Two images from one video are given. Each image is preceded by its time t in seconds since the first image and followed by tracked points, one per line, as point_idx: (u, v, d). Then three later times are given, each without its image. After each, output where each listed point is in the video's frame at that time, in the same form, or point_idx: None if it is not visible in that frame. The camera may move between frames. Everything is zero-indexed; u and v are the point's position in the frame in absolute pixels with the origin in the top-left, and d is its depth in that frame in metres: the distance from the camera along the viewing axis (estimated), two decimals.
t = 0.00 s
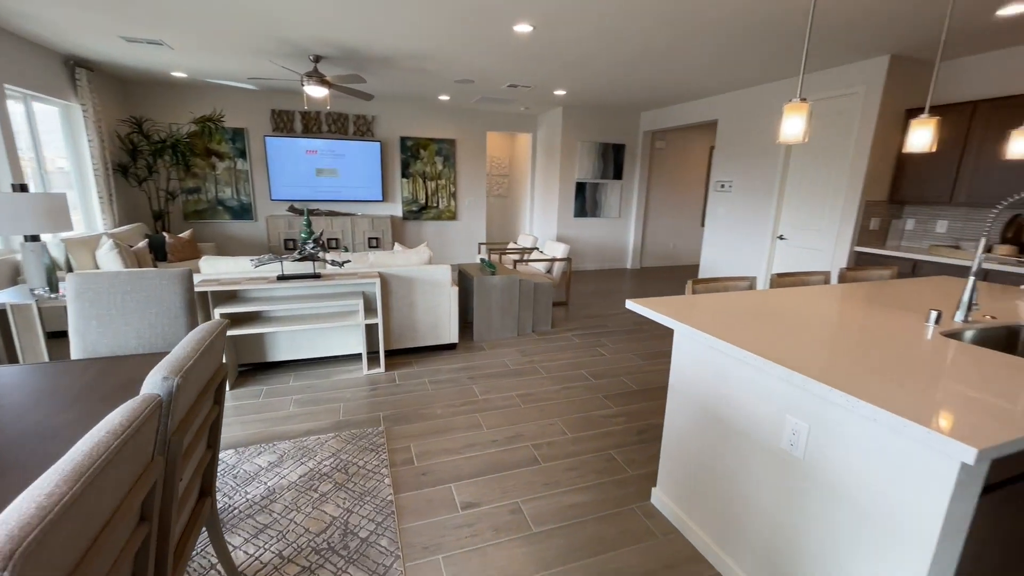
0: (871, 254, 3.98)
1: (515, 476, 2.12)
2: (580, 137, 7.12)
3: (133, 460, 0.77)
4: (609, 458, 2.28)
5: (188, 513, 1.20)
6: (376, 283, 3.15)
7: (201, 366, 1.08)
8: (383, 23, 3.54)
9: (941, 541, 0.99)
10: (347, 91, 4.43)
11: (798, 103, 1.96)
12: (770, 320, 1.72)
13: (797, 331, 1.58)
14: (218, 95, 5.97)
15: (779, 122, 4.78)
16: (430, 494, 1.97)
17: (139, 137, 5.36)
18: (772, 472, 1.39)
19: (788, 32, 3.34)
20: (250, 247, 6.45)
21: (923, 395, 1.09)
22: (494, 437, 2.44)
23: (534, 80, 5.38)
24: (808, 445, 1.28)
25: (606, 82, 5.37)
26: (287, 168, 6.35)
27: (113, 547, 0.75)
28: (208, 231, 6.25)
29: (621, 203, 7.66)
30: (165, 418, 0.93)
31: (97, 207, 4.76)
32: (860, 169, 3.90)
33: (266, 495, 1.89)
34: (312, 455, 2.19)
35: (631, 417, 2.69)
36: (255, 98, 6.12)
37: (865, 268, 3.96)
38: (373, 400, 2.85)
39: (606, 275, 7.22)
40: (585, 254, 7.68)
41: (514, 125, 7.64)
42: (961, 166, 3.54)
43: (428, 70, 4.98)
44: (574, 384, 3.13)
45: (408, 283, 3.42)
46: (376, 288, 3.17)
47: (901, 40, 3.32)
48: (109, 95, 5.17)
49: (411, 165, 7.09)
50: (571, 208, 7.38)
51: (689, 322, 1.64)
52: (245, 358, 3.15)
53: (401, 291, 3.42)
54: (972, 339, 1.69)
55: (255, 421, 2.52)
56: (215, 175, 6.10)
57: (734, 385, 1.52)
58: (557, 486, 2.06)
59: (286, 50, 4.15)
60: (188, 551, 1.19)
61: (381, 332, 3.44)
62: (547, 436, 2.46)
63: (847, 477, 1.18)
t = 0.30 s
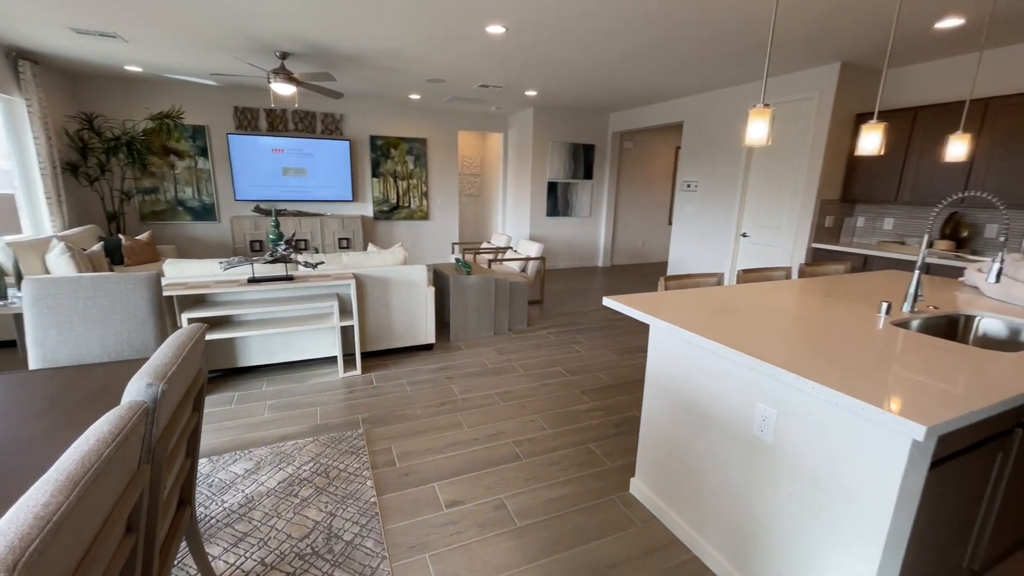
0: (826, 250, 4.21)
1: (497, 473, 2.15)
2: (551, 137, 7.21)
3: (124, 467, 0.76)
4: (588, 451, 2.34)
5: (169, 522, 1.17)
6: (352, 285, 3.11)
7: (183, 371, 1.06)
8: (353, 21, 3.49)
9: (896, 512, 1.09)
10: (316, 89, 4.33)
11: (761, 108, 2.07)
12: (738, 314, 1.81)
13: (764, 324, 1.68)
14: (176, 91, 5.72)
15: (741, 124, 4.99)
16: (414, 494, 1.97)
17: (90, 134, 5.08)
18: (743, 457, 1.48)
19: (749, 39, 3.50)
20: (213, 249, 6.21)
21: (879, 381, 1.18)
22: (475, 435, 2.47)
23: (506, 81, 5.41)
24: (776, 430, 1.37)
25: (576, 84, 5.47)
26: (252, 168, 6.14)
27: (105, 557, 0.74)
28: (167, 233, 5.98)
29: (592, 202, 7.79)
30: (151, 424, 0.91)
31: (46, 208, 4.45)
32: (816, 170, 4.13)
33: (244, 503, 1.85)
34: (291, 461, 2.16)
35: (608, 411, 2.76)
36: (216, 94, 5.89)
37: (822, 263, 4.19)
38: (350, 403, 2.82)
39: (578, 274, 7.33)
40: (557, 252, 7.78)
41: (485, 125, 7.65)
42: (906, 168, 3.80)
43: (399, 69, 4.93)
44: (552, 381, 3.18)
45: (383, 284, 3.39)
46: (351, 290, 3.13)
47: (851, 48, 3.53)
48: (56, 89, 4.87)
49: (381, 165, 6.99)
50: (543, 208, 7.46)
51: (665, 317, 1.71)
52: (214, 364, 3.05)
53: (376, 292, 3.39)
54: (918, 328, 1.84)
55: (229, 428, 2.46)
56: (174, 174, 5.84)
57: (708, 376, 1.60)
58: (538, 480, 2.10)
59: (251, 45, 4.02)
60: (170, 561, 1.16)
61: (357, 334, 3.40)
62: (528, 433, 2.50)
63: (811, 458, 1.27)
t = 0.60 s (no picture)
0: (793, 247, 4.37)
1: (479, 472, 2.16)
2: (527, 137, 7.24)
3: (95, 477, 0.73)
4: (569, 447, 2.37)
5: (140, 534, 1.14)
6: (328, 287, 3.05)
7: (153, 377, 1.03)
8: (325, 18, 3.43)
9: (860, 495, 1.15)
10: (287, 86, 4.23)
11: (731, 110, 2.14)
12: (711, 310, 1.87)
13: (736, 320, 1.74)
14: (137, 87, 5.49)
15: (711, 126, 5.13)
16: (395, 496, 1.96)
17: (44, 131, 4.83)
18: (718, 449, 1.53)
19: (718, 42, 3.61)
20: (179, 251, 5.99)
21: (844, 371, 1.24)
22: (456, 436, 2.46)
23: (482, 81, 5.41)
24: (749, 421, 1.42)
25: (551, 84, 5.51)
26: (221, 167, 5.95)
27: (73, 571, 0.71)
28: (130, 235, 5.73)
29: (568, 202, 7.87)
30: (121, 433, 0.88)
31: None
32: (783, 171, 4.28)
33: (219, 511, 1.81)
34: (267, 467, 2.12)
35: (587, 408, 2.80)
36: (181, 91, 5.68)
37: (789, 260, 4.35)
38: (328, 406, 2.76)
39: (556, 273, 7.39)
40: (535, 252, 7.82)
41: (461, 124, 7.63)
42: (865, 168, 3.99)
43: (373, 67, 4.86)
44: (531, 379, 3.20)
45: (360, 285, 3.34)
46: (327, 292, 3.08)
47: (814, 53, 3.68)
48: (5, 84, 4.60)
49: (355, 164, 6.88)
50: (520, 207, 7.49)
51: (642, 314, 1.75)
52: (184, 370, 2.95)
53: (353, 294, 3.34)
54: (878, 321, 1.93)
55: (201, 436, 2.38)
56: (137, 173, 5.61)
57: (684, 371, 1.64)
58: (520, 478, 2.12)
59: (218, 41, 3.90)
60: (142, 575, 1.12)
61: (333, 336, 3.34)
62: (508, 431, 2.52)
63: (782, 448, 1.32)
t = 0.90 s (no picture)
0: (766, 245, 4.49)
1: (462, 472, 2.15)
2: (506, 137, 7.25)
3: (62, 488, 0.71)
4: (551, 446, 2.39)
5: (110, 546, 1.10)
6: (305, 288, 3.00)
7: (121, 383, 0.99)
8: (299, 15, 3.36)
9: (830, 485, 1.19)
10: (259, 83, 4.13)
11: (705, 112, 2.18)
12: (688, 307, 1.91)
13: (712, 317, 1.78)
14: (100, 82, 5.28)
15: (687, 126, 5.24)
16: (377, 499, 1.94)
17: None
18: (696, 443, 1.57)
19: (692, 45, 3.69)
20: (147, 253, 5.78)
21: (815, 365, 1.29)
22: (438, 437, 2.45)
23: (460, 80, 5.38)
24: (725, 416, 1.45)
25: (530, 84, 5.53)
26: (191, 166, 5.77)
27: None
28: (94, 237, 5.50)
29: (548, 201, 7.90)
30: (88, 442, 0.85)
31: None
32: (755, 171, 4.40)
33: (193, 521, 1.75)
34: (244, 474, 2.06)
35: (568, 406, 2.82)
36: (148, 87, 5.49)
37: (762, 257, 4.47)
38: (306, 411, 2.71)
39: (536, 272, 7.41)
40: (515, 251, 7.83)
41: (440, 123, 7.58)
42: (833, 169, 4.13)
43: (349, 65, 4.78)
44: (513, 379, 3.21)
45: (338, 286, 3.29)
46: (304, 294, 3.02)
47: (784, 56, 3.80)
48: None
49: (332, 163, 6.76)
50: (500, 207, 7.49)
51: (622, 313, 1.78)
52: (154, 376, 2.86)
53: (331, 295, 3.29)
54: (847, 315, 2.01)
55: (173, 443, 2.31)
56: (101, 172, 5.38)
57: (663, 368, 1.67)
58: (503, 477, 2.12)
59: (187, 36, 3.78)
60: None
61: (311, 339, 3.29)
62: (490, 431, 2.52)
63: (756, 441, 1.36)
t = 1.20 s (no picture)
0: (741, 244, 4.59)
1: (446, 474, 2.14)
2: (486, 136, 7.24)
3: (24, 505, 0.68)
4: (534, 445, 2.39)
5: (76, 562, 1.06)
6: (282, 291, 2.93)
7: (87, 393, 0.95)
8: (273, 11, 3.29)
9: (805, 478, 1.23)
10: (232, 80, 4.02)
11: (682, 113, 2.22)
12: (668, 306, 1.94)
13: (691, 315, 1.81)
14: (61, 77, 5.05)
15: (664, 127, 5.32)
16: (359, 504, 1.91)
17: None
18: (676, 440, 1.59)
19: (669, 47, 3.75)
20: (114, 255, 5.56)
21: (789, 361, 1.33)
22: (421, 439, 2.43)
23: (439, 79, 5.35)
24: (704, 412, 1.48)
25: (510, 84, 5.54)
26: (161, 165, 5.59)
27: None
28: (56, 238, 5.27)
29: (529, 201, 7.92)
30: (52, 456, 0.81)
31: None
32: (730, 171, 4.51)
33: (166, 533, 1.70)
34: (220, 483, 2.01)
35: (551, 405, 2.83)
36: (113, 83, 5.29)
37: (738, 256, 4.58)
38: (284, 416, 2.66)
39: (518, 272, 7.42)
40: (497, 251, 7.83)
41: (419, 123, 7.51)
42: (804, 170, 4.26)
43: (325, 63, 4.70)
44: (496, 379, 3.20)
45: (316, 289, 3.23)
46: (281, 296, 2.95)
47: (756, 60, 3.90)
48: None
49: (308, 163, 6.62)
50: (481, 207, 7.47)
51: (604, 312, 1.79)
52: (123, 383, 2.76)
53: (309, 298, 3.22)
54: (819, 312, 2.07)
55: (144, 453, 2.23)
56: (63, 172, 5.16)
57: (643, 366, 1.69)
58: (486, 478, 2.12)
59: (155, 30, 3.66)
60: None
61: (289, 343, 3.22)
62: (473, 432, 2.51)
63: (734, 436, 1.39)
